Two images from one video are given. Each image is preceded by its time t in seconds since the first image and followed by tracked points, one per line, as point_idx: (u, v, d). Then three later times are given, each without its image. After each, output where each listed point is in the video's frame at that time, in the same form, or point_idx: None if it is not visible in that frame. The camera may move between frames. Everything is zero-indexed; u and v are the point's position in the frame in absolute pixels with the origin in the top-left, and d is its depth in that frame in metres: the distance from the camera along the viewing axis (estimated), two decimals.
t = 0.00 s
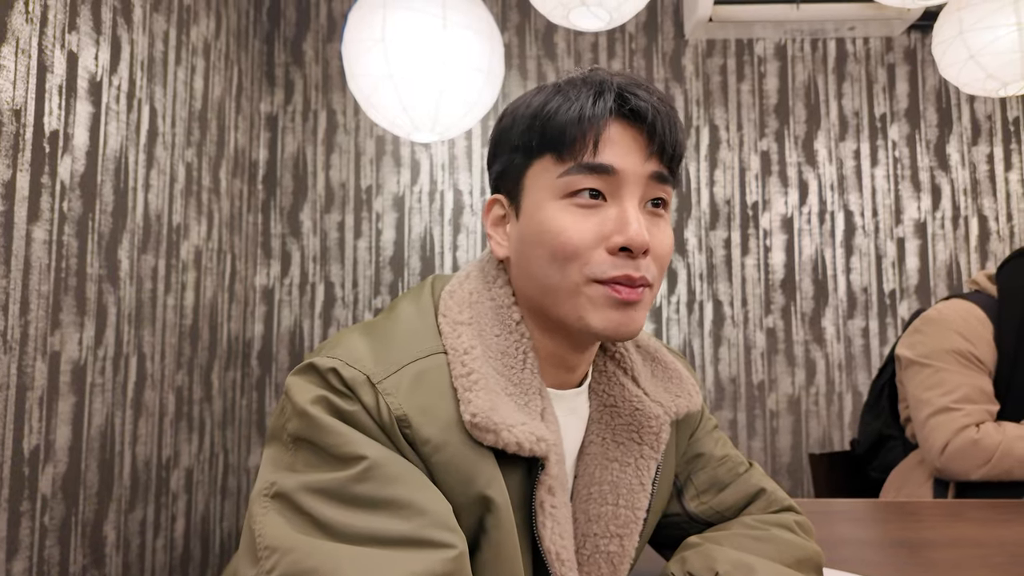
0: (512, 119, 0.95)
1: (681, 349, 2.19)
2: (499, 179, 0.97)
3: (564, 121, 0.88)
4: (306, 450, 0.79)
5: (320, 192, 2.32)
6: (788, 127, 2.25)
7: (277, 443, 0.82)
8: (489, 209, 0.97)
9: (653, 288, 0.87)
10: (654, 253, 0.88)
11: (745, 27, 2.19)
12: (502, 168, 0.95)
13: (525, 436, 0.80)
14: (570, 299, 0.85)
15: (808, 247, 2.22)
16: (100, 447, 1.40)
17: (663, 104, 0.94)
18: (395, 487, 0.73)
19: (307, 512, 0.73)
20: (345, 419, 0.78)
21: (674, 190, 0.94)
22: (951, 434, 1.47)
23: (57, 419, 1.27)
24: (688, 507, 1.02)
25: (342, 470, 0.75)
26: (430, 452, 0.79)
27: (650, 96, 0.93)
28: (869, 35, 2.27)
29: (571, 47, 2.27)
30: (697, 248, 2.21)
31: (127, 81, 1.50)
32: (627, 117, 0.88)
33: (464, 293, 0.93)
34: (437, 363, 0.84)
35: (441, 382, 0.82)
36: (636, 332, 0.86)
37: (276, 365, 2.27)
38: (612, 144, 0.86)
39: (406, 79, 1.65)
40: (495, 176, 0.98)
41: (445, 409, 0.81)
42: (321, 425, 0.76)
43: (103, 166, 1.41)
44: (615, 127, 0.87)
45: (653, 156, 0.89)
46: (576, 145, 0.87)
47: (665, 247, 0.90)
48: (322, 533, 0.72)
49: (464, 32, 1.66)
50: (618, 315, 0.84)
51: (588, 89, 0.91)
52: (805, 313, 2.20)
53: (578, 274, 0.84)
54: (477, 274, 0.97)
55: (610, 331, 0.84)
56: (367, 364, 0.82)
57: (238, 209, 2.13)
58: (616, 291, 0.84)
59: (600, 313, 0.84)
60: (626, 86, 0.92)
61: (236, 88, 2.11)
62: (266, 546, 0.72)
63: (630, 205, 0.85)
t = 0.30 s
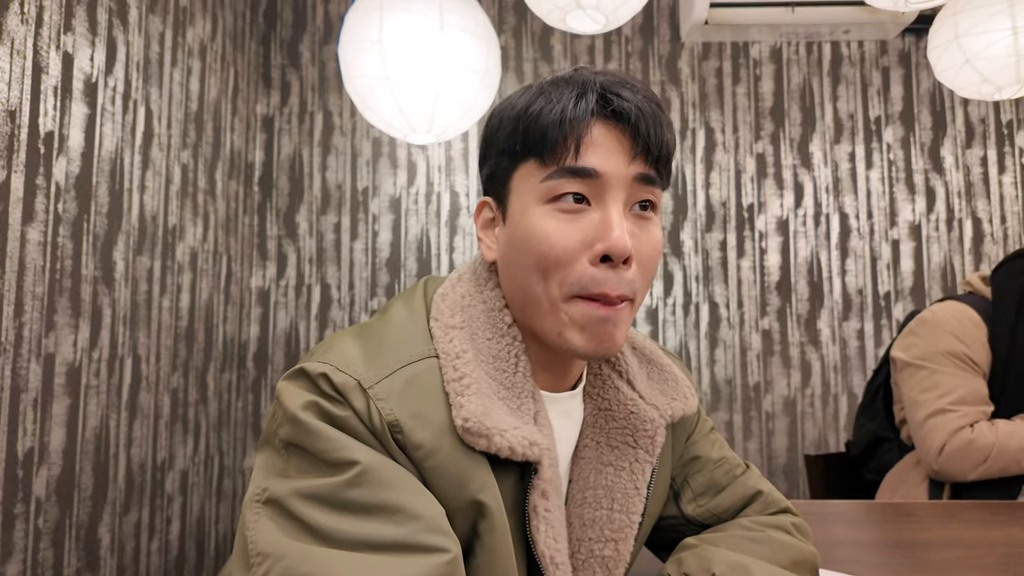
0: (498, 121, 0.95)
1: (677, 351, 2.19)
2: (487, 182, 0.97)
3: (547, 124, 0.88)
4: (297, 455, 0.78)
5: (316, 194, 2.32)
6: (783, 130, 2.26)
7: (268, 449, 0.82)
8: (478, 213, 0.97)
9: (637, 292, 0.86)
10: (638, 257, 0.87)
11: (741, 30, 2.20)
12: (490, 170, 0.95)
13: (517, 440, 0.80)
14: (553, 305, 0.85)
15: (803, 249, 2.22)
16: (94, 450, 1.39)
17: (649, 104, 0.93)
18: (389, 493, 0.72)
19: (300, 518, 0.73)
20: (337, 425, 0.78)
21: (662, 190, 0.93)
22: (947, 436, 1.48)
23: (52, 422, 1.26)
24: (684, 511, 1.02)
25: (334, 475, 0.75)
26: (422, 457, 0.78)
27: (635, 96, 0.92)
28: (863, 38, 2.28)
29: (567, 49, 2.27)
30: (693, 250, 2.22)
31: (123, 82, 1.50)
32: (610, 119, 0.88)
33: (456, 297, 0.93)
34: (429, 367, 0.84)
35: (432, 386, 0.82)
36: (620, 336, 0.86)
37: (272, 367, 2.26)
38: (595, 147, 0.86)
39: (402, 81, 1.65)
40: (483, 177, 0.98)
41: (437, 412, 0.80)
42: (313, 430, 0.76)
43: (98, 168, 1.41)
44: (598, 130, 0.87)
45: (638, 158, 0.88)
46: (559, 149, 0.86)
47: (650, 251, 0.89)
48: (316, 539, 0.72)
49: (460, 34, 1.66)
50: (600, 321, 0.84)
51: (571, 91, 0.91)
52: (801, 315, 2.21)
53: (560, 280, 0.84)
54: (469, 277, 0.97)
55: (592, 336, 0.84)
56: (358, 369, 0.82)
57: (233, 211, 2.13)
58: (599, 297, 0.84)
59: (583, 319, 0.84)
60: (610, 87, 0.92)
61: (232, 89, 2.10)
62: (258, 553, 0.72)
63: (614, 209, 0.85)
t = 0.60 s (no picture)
0: (491, 121, 0.95)
1: (674, 351, 2.19)
2: (481, 181, 0.97)
3: (539, 125, 0.88)
4: (290, 456, 0.78)
5: (312, 195, 2.31)
6: (779, 131, 2.26)
7: (261, 449, 0.82)
8: (472, 212, 0.97)
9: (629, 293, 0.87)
10: (631, 258, 0.87)
11: (737, 32, 2.20)
12: (484, 170, 0.96)
13: (511, 440, 0.79)
14: (545, 305, 0.85)
15: (799, 250, 2.23)
16: (89, 451, 1.39)
17: (642, 103, 0.93)
18: (382, 492, 0.72)
19: (293, 519, 0.72)
20: (329, 424, 0.78)
21: (656, 190, 0.93)
22: (940, 438, 1.48)
23: (46, 423, 1.26)
24: (680, 512, 1.02)
25: (327, 475, 0.75)
26: (415, 457, 0.78)
27: (628, 96, 0.92)
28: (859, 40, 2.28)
29: (564, 50, 2.27)
30: (689, 251, 2.22)
31: (118, 82, 1.50)
32: (603, 120, 0.88)
33: (450, 297, 0.93)
34: (422, 367, 0.83)
35: (425, 386, 0.82)
36: (612, 337, 0.86)
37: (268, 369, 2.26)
38: (587, 148, 0.86)
39: (399, 82, 1.66)
40: (478, 176, 0.98)
41: (431, 412, 0.80)
42: (305, 430, 0.76)
43: (94, 168, 1.40)
44: (591, 131, 0.87)
45: (631, 158, 0.88)
46: (551, 149, 0.86)
47: (644, 252, 0.89)
48: (309, 539, 0.71)
49: (458, 35, 1.66)
50: (591, 322, 0.85)
51: (564, 91, 0.91)
52: (797, 316, 2.21)
53: (552, 281, 0.84)
54: (464, 277, 0.97)
55: (584, 336, 0.85)
56: (351, 369, 0.82)
57: (229, 211, 2.12)
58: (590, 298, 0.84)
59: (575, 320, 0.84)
60: (603, 87, 0.92)
61: (228, 90, 2.10)
62: (251, 554, 0.71)
63: (606, 210, 0.85)
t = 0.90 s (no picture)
0: (486, 121, 0.95)
1: (672, 352, 2.19)
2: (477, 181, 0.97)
3: (530, 125, 0.88)
4: (284, 455, 0.78)
5: (310, 196, 2.31)
6: (777, 132, 2.26)
7: (255, 449, 0.81)
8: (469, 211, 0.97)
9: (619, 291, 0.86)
10: (621, 256, 0.87)
11: (734, 32, 2.21)
12: (479, 170, 0.96)
13: (506, 439, 0.79)
14: (534, 303, 0.85)
15: (797, 250, 2.23)
16: (85, 451, 1.38)
17: (635, 102, 0.93)
18: (377, 491, 0.72)
19: (287, 518, 0.72)
20: (323, 423, 0.77)
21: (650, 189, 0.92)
22: (929, 440, 1.49)
23: (42, 424, 1.26)
24: (676, 512, 1.02)
25: (321, 474, 0.74)
26: (409, 456, 0.78)
27: (620, 95, 0.91)
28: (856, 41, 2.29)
29: (561, 50, 2.27)
30: (687, 251, 2.22)
31: (115, 82, 1.50)
32: (594, 119, 0.88)
33: (446, 296, 0.93)
34: (417, 365, 0.83)
35: (420, 385, 0.82)
36: (601, 335, 0.86)
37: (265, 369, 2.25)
38: (577, 147, 0.86)
39: (396, 83, 1.66)
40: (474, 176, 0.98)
41: (425, 411, 0.80)
42: (299, 429, 0.76)
43: (90, 168, 1.40)
44: (581, 130, 0.87)
45: (622, 157, 0.87)
46: (540, 149, 0.86)
47: (636, 250, 0.89)
48: (303, 538, 0.71)
49: (455, 36, 1.66)
50: (580, 320, 0.85)
51: (556, 90, 0.91)
52: (795, 316, 2.21)
53: (541, 280, 0.84)
54: (460, 275, 0.97)
55: (573, 335, 0.84)
56: (346, 367, 0.82)
57: (227, 212, 2.12)
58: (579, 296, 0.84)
59: (564, 318, 0.84)
60: (595, 86, 0.91)
61: (225, 90, 2.10)
62: (245, 553, 0.71)
63: (595, 208, 0.85)
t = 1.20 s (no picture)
0: (477, 124, 0.97)
1: (671, 352, 2.19)
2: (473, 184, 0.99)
3: (509, 122, 0.89)
4: (279, 455, 0.78)
5: (308, 195, 2.31)
6: (775, 132, 2.26)
7: (250, 449, 0.81)
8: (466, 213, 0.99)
9: (596, 283, 0.85)
10: (599, 248, 0.86)
11: (733, 33, 2.21)
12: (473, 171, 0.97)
13: (501, 439, 0.79)
14: (512, 296, 0.85)
15: (795, 251, 2.23)
16: (83, 451, 1.38)
17: (616, 97, 0.92)
18: (372, 491, 0.72)
19: (282, 518, 0.72)
20: (318, 423, 0.77)
21: (634, 182, 0.91)
22: (918, 437, 1.49)
23: (40, 424, 1.25)
24: (675, 512, 1.01)
25: (316, 474, 0.74)
26: (404, 455, 0.78)
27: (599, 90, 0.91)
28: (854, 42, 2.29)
29: (560, 50, 2.27)
30: (686, 251, 2.22)
31: (113, 82, 1.49)
32: (571, 115, 0.88)
33: (441, 295, 0.93)
34: (412, 364, 0.83)
35: (415, 384, 0.82)
36: (578, 328, 0.85)
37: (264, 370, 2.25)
38: (552, 142, 0.86)
39: (394, 83, 1.65)
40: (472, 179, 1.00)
41: (420, 410, 0.80)
42: (294, 429, 0.75)
43: (88, 168, 1.40)
44: (557, 125, 0.87)
45: (597, 149, 0.87)
46: (517, 144, 0.88)
47: (618, 244, 0.88)
48: (299, 538, 0.71)
49: (453, 35, 1.66)
50: (556, 312, 0.84)
51: (537, 88, 0.92)
52: (793, 316, 2.21)
53: (516, 272, 0.84)
54: (457, 275, 0.97)
55: (548, 327, 0.84)
56: (341, 367, 0.81)
57: (225, 212, 2.11)
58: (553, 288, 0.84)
59: (539, 311, 0.84)
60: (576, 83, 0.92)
61: (224, 90, 2.10)
62: (241, 554, 0.71)
63: (569, 201, 0.84)
